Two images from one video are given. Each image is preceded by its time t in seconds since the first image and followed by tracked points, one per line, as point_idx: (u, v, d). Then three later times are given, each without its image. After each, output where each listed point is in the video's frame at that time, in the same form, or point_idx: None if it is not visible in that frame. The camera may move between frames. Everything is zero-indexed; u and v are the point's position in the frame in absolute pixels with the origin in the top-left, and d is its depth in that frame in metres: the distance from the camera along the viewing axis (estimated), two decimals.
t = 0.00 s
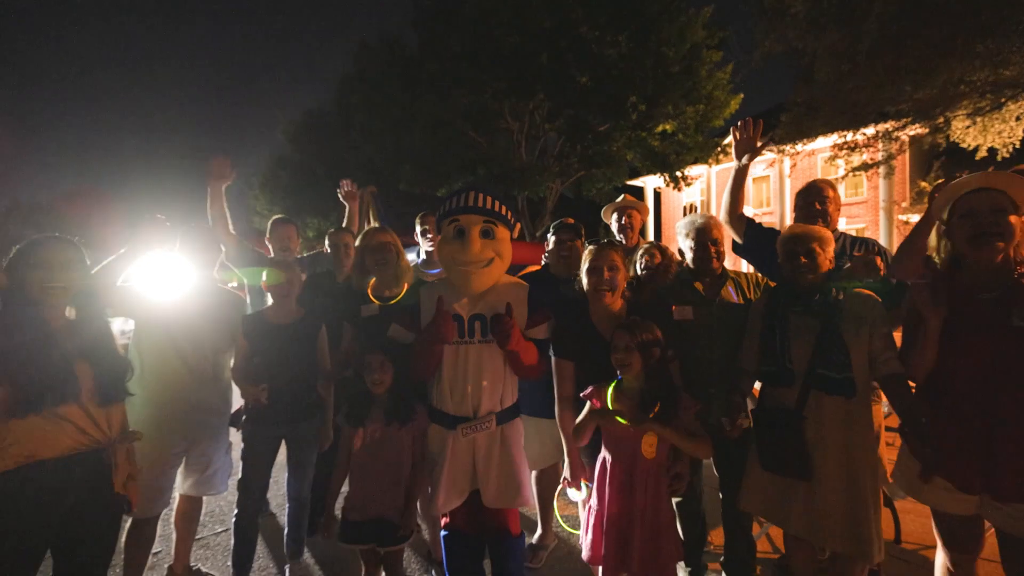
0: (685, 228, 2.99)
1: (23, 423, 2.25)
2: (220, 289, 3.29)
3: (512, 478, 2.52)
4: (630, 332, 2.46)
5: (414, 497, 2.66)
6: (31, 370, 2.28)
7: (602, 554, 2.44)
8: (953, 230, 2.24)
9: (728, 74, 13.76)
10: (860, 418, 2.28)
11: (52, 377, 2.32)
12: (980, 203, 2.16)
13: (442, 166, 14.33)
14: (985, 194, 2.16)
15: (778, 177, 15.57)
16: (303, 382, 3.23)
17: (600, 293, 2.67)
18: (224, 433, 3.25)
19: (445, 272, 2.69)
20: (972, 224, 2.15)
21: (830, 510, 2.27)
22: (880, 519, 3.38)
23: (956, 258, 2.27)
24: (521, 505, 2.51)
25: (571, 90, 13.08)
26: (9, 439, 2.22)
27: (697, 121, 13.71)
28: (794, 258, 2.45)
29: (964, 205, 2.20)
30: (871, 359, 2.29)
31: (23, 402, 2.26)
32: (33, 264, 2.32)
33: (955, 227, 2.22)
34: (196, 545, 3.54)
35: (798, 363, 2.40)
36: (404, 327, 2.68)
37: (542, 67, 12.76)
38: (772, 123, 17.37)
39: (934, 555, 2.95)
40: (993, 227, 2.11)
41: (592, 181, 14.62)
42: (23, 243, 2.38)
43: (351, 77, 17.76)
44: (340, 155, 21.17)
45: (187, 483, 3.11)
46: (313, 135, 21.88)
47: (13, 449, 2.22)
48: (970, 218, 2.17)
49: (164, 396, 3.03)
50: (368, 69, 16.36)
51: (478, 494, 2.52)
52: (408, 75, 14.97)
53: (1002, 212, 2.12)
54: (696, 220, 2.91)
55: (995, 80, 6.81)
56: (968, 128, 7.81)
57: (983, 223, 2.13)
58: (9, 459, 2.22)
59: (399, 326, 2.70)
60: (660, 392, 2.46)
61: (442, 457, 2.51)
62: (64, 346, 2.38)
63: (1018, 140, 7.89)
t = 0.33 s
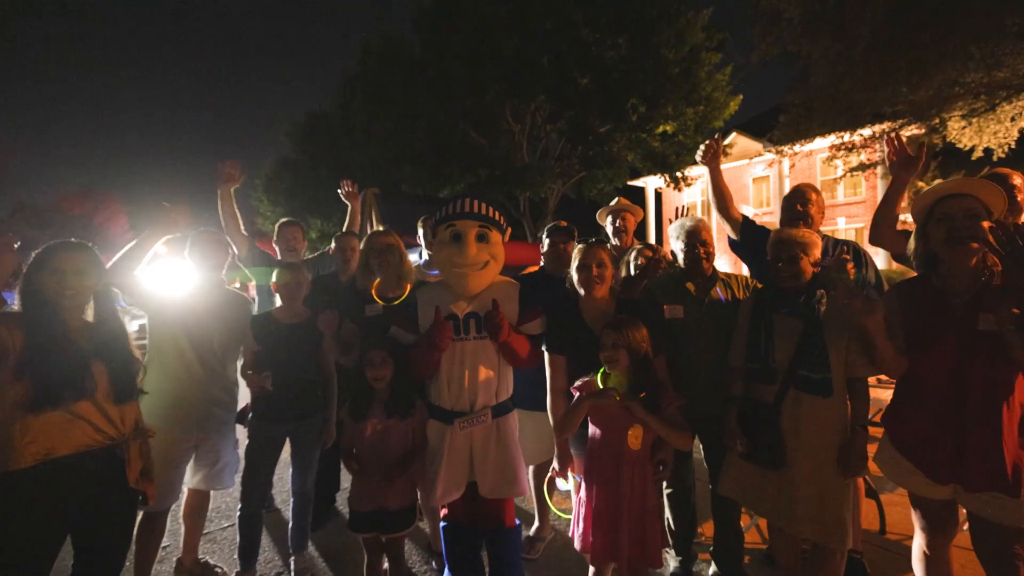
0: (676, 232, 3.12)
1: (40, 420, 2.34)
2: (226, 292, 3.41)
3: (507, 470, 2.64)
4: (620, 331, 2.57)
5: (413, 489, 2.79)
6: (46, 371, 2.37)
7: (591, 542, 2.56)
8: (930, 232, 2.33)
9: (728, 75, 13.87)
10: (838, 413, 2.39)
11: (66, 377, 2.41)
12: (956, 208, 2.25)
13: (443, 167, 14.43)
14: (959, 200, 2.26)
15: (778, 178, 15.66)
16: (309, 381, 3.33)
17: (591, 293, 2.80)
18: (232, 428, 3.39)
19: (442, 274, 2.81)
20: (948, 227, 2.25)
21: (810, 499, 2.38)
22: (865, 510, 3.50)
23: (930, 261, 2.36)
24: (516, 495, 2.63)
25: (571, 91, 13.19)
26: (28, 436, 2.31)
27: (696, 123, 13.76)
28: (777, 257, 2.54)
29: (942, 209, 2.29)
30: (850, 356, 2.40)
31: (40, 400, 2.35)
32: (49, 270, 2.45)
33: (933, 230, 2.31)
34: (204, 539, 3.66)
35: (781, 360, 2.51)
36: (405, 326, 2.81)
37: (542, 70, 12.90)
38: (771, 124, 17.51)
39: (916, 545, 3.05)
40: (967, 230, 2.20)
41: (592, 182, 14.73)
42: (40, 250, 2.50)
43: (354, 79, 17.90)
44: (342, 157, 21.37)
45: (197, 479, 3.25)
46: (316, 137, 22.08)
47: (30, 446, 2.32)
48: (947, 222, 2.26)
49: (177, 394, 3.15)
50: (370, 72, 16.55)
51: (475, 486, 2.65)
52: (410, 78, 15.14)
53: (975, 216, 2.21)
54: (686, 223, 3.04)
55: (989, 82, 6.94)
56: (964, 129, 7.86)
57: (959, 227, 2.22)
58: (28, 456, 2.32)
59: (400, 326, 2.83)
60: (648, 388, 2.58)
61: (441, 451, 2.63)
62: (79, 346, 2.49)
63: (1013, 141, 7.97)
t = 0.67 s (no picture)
0: (670, 235, 3.22)
1: (57, 417, 2.44)
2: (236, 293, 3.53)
3: (506, 464, 2.76)
4: (614, 332, 2.67)
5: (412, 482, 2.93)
6: (62, 370, 2.46)
7: (585, 532, 2.67)
8: (930, 231, 2.32)
9: (728, 76, 13.94)
10: (823, 409, 2.50)
11: (80, 375, 2.49)
12: (961, 210, 2.25)
13: (445, 168, 14.51)
14: (964, 203, 2.26)
15: (778, 178, 15.69)
16: (315, 380, 3.45)
17: (586, 294, 2.89)
18: (243, 423, 3.52)
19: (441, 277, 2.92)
20: (950, 228, 2.24)
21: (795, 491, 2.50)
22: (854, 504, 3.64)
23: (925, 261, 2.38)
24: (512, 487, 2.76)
25: (572, 92, 13.24)
26: (47, 432, 2.41)
27: (697, 123, 13.97)
28: (765, 261, 2.64)
29: (947, 209, 2.28)
30: (834, 354, 2.50)
31: (57, 397, 2.44)
32: (64, 271, 2.55)
33: (934, 228, 2.30)
34: (215, 530, 3.81)
35: (768, 359, 2.62)
36: (406, 329, 2.92)
37: (543, 70, 12.99)
38: (772, 124, 17.57)
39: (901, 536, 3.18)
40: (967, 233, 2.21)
41: (593, 181, 14.83)
42: (55, 252, 2.61)
43: (355, 80, 18.00)
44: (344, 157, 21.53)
45: (209, 472, 3.40)
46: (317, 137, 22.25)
47: (49, 442, 2.41)
48: (950, 223, 2.25)
49: (191, 392, 3.28)
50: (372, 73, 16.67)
51: (474, 479, 2.77)
52: (411, 80, 15.26)
53: (977, 219, 2.22)
54: (680, 226, 3.13)
55: (989, 83, 6.95)
56: (965, 130, 7.87)
57: (959, 229, 2.22)
58: (48, 451, 2.41)
59: (401, 328, 2.94)
60: (639, 387, 2.69)
61: (442, 446, 2.75)
62: (94, 345, 2.59)
63: (1014, 141, 8.11)
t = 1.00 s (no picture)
0: (669, 236, 3.31)
1: (76, 411, 2.47)
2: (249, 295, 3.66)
3: (508, 458, 2.84)
4: (614, 331, 2.76)
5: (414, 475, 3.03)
6: (78, 366, 2.49)
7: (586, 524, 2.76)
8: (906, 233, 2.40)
9: (729, 76, 14.00)
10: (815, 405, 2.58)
11: (96, 370, 2.53)
12: (933, 211, 2.34)
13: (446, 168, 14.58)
14: (934, 204, 2.35)
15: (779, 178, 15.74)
16: (322, 377, 3.53)
17: (586, 294, 2.99)
18: (252, 420, 3.64)
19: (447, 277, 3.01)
20: (921, 229, 2.34)
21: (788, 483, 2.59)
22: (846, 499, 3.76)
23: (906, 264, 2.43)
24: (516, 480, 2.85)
25: (572, 92, 13.30)
26: (65, 427, 2.43)
27: (698, 123, 14.02)
28: (759, 262, 2.72)
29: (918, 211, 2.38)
30: (826, 352, 2.58)
31: (76, 391, 2.48)
32: (76, 270, 2.56)
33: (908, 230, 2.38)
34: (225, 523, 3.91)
35: (763, 357, 2.70)
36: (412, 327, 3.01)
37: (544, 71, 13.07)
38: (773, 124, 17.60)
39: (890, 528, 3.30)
40: (937, 230, 2.29)
41: (594, 181, 14.90)
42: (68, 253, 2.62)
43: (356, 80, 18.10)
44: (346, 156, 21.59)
45: (219, 467, 3.48)
46: (319, 137, 22.32)
47: (68, 437, 2.43)
48: (924, 222, 2.34)
49: (203, 390, 3.38)
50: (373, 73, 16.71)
51: (478, 473, 2.87)
52: (413, 80, 15.33)
53: (946, 220, 2.31)
54: (679, 228, 3.22)
55: (989, 83, 6.75)
56: (966, 130, 7.89)
57: (930, 228, 2.31)
58: (68, 445, 2.43)
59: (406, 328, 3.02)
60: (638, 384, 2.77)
61: (447, 440, 2.84)
62: (107, 342, 2.62)
63: (1015, 141, 8.15)
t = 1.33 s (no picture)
0: (665, 236, 3.45)
1: (92, 406, 2.47)
2: (257, 294, 3.73)
3: (511, 451, 2.96)
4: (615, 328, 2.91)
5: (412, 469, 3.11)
6: (89, 362, 2.48)
7: (589, 511, 2.88)
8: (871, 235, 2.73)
9: (724, 77, 14.17)
10: (800, 396, 2.76)
11: (108, 367, 2.53)
12: (892, 215, 2.66)
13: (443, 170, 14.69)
14: (895, 208, 2.66)
15: (774, 178, 15.94)
16: (330, 376, 3.63)
17: (588, 292, 3.12)
18: (260, 417, 3.71)
19: (454, 278, 3.14)
20: (885, 231, 2.67)
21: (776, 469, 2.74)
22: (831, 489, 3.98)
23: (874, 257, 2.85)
24: (518, 471, 2.98)
25: (569, 94, 13.45)
26: (83, 421, 2.43)
27: (694, 123, 14.17)
28: (747, 262, 2.88)
29: (879, 216, 2.69)
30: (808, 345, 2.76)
31: (89, 387, 2.47)
32: (81, 267, 2.52)
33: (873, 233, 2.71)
34: (234, 518, 4.00)
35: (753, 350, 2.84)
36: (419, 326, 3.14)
37: (541, 73, 13.21)
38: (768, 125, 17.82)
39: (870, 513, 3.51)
40: (897, 233, 2.64)
41: (591, 182, 15.06)
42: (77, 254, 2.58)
43: (353, 81, 18.11)
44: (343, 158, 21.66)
45: (227, 464, 3.56)
46: (316, 138, 22.39)
47: (86, 431, 2.43)
48: (885, 227, 2.66)
49: (212, 386, 3.48)
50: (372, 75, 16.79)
51: (483, 465, 2.98)
52: (411, 82, 15.44)
53: (905, 222, 2.63)
54: (673, 228, 3.37)
55: (974, 85, 6.93)
56: (958, 130, 8.03)
57: (891, 232, 2.65)
58: (84, 439, 2.43)
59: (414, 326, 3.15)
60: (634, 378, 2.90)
61: (452, 434, 2.96)
62: (119, 342, 2.60)
63: (1001, 141, 8.35)
